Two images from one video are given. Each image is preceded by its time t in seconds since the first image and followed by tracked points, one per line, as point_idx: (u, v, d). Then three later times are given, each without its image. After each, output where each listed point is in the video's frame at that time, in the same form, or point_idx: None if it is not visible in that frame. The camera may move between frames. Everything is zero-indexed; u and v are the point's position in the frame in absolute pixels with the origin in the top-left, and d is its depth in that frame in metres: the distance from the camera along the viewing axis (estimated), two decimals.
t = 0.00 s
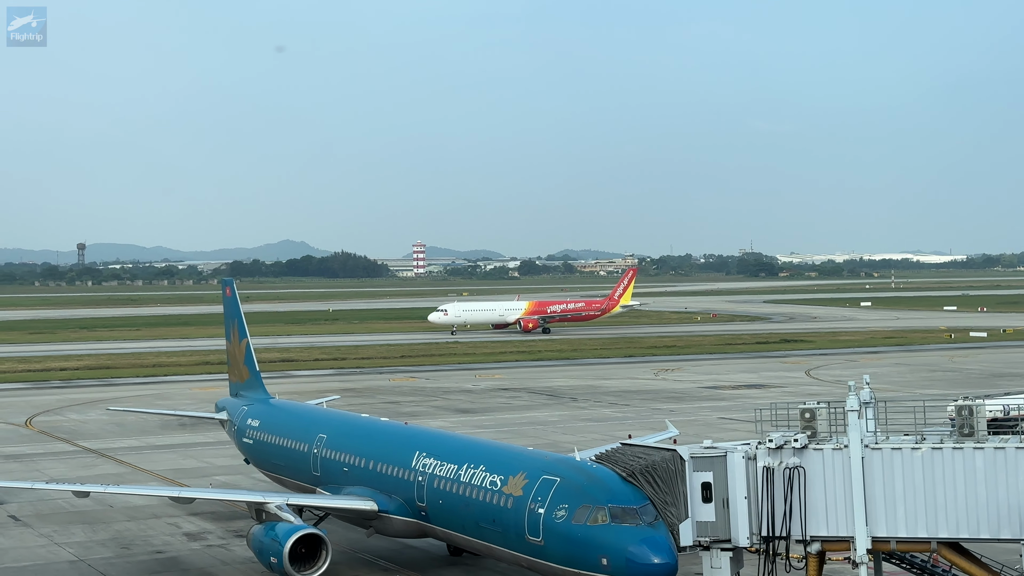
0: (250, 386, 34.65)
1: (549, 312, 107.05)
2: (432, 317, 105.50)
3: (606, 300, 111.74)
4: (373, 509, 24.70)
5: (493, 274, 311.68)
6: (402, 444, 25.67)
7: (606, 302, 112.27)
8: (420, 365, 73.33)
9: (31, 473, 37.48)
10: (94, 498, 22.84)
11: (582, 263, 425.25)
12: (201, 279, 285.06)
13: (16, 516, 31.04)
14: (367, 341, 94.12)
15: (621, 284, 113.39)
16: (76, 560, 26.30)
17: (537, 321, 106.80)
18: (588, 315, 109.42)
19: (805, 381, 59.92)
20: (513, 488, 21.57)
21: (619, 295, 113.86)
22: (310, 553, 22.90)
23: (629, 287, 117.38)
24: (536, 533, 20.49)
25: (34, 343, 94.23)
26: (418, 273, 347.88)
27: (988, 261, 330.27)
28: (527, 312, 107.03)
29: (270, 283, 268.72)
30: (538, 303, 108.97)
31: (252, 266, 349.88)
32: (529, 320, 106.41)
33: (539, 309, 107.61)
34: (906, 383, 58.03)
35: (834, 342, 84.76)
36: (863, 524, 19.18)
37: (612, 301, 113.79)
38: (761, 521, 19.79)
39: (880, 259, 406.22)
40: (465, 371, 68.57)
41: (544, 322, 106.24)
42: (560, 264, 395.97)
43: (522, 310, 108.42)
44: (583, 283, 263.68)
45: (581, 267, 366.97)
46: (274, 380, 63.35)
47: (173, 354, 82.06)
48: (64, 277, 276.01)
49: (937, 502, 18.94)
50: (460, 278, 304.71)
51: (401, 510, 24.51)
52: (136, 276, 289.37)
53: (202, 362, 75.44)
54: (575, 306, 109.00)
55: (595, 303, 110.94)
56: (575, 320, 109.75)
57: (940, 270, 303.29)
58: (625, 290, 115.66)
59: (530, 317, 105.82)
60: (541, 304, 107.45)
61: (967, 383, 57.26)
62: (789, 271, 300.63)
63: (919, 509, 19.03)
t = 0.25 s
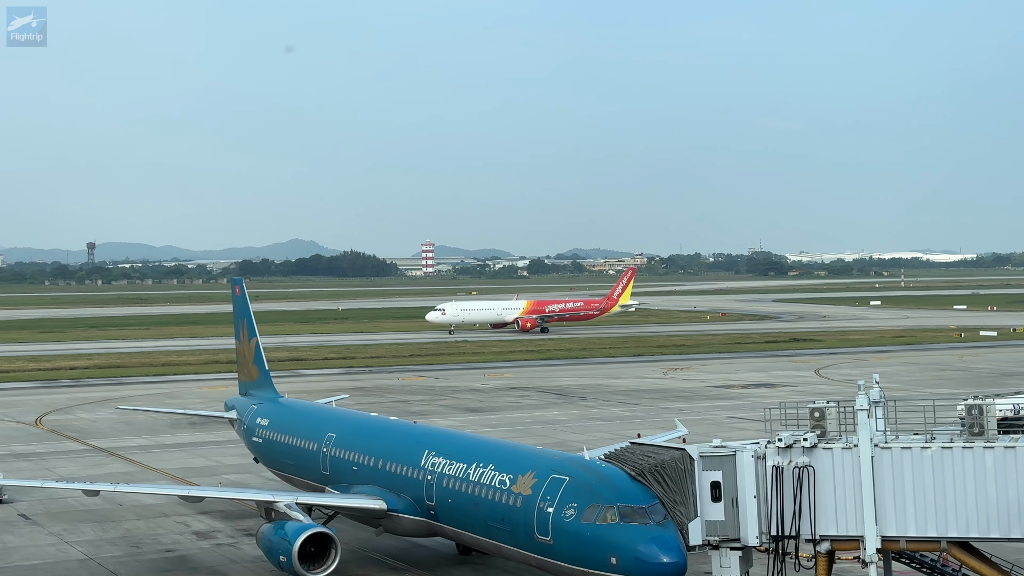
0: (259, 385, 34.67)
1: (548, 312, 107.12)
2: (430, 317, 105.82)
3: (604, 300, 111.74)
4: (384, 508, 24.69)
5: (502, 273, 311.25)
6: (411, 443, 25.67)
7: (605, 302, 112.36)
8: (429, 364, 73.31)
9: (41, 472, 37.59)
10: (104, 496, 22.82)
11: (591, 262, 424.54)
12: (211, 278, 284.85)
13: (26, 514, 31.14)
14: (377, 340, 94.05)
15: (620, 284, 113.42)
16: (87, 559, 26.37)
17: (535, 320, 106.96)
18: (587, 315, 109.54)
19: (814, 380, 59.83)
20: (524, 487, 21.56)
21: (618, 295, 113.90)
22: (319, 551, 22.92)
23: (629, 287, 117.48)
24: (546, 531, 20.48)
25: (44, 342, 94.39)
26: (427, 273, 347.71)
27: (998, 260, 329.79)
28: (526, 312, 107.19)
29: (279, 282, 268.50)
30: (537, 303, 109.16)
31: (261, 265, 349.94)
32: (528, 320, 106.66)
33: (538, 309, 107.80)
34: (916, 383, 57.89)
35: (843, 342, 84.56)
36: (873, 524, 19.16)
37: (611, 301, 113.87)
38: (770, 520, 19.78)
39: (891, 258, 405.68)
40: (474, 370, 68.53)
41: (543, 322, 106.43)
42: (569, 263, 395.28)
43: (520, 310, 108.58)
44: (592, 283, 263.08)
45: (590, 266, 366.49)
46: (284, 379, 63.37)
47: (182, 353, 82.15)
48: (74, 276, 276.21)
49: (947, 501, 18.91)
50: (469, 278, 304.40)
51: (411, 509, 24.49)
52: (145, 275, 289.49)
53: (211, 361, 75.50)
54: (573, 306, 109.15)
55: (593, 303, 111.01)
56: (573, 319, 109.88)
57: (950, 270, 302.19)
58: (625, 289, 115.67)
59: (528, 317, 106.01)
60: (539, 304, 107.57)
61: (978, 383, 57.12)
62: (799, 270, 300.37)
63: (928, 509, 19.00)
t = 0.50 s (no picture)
0: (268, 385, 34.69)
1: (545, 312, 107.23)
2: (426, 317, 106.11)
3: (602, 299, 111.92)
4: (392, 508, 24.70)
5: (510, 273, 310.98)
6: (420, 443, 25.68)
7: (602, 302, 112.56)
8: (437, 364, 73.29)
9: (50, 471, 37.66)
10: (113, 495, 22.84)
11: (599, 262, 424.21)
12: (219, 278, 284.91)
13: (36, 514, 31.20)
14: (385, 340, 94.07)
15: (617, 283, 113.57)
16: (95, 558, 26.42)
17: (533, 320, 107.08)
18: (585, 314, 109.73)
19: (823, 380, 59.73)
20: (532, 486, 21.56)
21: (615, 294, 114.06)
22: (327, 551, 22.94)
23: (626, 286, 117.71)
24: (554, 530, 20.49)
25: (54, 342, 94.57)
26: (435, 272, 347.73)
27: (1007, 260, 329.09)
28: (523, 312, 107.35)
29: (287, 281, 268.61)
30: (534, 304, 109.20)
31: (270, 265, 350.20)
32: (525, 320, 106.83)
33: (534, 309, 107.93)
34: (925, 383, 57.74)
35: (852, 341, 84.36)
36: (882, 524, 19.12)
37: (609, 301, 114.09)
38: (779, 520, 19.75)
39: (900, 258, 405.09)
40: (483, 370, 68.49)
41: (540, 321, 106.58)
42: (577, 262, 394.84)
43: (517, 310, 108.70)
44: (600, 282, 262.60)
45: (598, 265, 366.23)
46: (292, 378, 63.40)
47: (191, 353, 82.24)
48: (82, 277, 276.43)
49: (956, 501, 18.86)
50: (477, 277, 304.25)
51: (420, 508, 24.51)
52: (154, 275, 289.74)
53: (220, 361, 75.54)
54: (570, 305, 109.27)
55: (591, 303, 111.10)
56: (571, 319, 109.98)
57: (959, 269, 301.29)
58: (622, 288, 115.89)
59: (526, 317, 106.13)
60: (536, 304, 107.68)
61: (987, 382, 56.98)
62: (807, 270, 300.02)
63: (937, 509, 18.95)
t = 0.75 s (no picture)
0: (276, 385, 34.72)
1: (541, 312, 107.02)
2: (422, 317, 106.10)
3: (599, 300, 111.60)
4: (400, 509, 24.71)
5: (517, 273, 310.92)
6: (427, 443, 25.68)
7: (600, 302, 112.26)
8: (445, 364, 73.29)
9: (59, 472, 37.72)
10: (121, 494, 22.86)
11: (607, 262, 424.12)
12: (227, 278, 285.22)
13: (44, 513, 31.25)
14: (392, 340, 94.12)
15: (614, 284, 113.24)
16: (104, 558, 26.46)
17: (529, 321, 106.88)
18: (582, 314, 109.45)
19: (831, 380, 59.66)
20: (540, 486, 21.55)
21: (613, 294, 113.79)
22: (335, 551, 22.95)
23: (624, 285, 117.40)
24: (562, 531, 20.47)
25: (63, 342, 94.80)
26: (443, 272, 347.81)
27: (1016, 260, 328.17)
28: (520, 312, 107.12)
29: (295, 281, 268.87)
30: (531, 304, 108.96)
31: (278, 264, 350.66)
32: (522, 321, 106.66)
33: (531, 310, 107.70)
34: (933, 383, 57.62)
35: (860, 342, 84.22)
36: (891, 525, 19.08)
37: (606, 302, 113.83)
38: (787, 520, 19.73)
39: (909, 258, 404.22)
40: (490, 370, 68.47)
41: (537, 321, 106.36)
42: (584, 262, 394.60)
43: (513, 310, 108.52)
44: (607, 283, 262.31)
45: (606, 266, 366.11)
46: (300, 378, 63.41)
47: (199, 353, 82.35)
48: (90, 277, 276.94)
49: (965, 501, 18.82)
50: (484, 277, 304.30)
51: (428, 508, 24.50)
52: (162, 275, 290.17)
53: (228, 361, 75.61)
54: (567, 305, 108.99)
55: (588, 303, 110.82)
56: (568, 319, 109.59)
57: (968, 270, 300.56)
58: (619, 287, 115.52)
59: (522, 317, 105.87)
60: (533, 304, 107.42)
61: (996, 382, 56.87)
62: (815, 270, 299.44)
63: (946, 509, 18.91)
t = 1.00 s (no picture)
0: (285, 386, 34.75)
1: (539, 312, 106.81)
2: (419, 318, 106.01)
3: (597, 300, 111.33)
4: (408, 509, 24.70)
5: (525, 273, 310.87)
6: (435, 443, 25.69)
7: (598, 303, 111.98)
8: (453, 363, 73.31)
9: (68, 472, 37.83)
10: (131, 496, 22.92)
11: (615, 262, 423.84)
12: (235, 278, 285.60)
13: (53, 514, 31.33)
14: (400, 340, 94.16)
15: (612, 285, 112.98)
16: (113, 558, 26.52)
17: (527, 321, 106.68)
18: (580, 315, 109.21)
19: (840, 380, 59.58)
20: (547, 487, 21.56)
21: (611, 295, 113.53)
22: (342, 551, 22.96)
23: (623, 285, 117.13)
24: (570, 532, 20.49)
25: (73, 342, 95.06)
26: (451, 272, 348.08)
27: None
28: (517, 313, 106.88)
29: (303, 282, 269.17)
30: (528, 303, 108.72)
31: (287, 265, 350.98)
32: (519, 321, 106.48)
33: (529, 310, 107.48)
34: (942, 383, 57.45)
35: (869, 342, 84.03)
36: (900, 525, 19.04)
37: (604, 303, 113.63)
38: (795, 521, 19.72)
39: (918, 258, 403.39)
40: (499, 370, 68.46)
41: (534, 323, 106.24)
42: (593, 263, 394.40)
43: (510, 311, 108.24)
44: (615, 283, 262.14)
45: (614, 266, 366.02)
46: (309, 379, 63.47)
47: (208, 353, 82.51)
48: (99, 277, 277.60)
49: (974, 501, 18.79)
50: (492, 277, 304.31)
51: (437, 509, 24.49)
52: (171, 275, 290.71)
53: (236, 361, 75.67)
54: (565, 306, 108.76)
55: (587, 303, 110.53)
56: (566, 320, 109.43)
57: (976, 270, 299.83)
58: (618, 288, 115.19)
59: (520, 317, 105.64)
60: (530, 305, 107.19)
61: (1005, 382, 56.77)
62: (824, 270, 298.98)
63: (955, 510, 18.88)
